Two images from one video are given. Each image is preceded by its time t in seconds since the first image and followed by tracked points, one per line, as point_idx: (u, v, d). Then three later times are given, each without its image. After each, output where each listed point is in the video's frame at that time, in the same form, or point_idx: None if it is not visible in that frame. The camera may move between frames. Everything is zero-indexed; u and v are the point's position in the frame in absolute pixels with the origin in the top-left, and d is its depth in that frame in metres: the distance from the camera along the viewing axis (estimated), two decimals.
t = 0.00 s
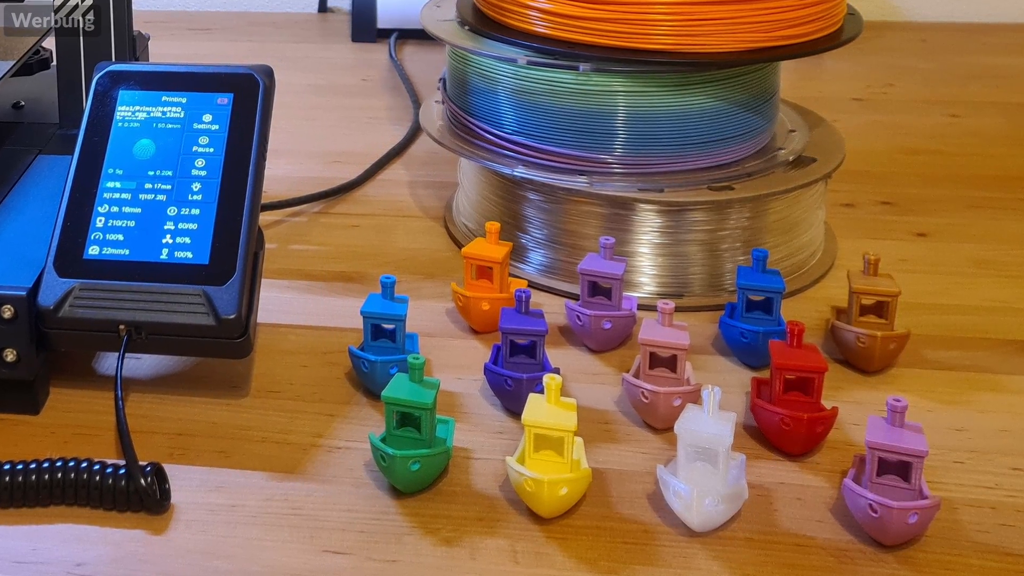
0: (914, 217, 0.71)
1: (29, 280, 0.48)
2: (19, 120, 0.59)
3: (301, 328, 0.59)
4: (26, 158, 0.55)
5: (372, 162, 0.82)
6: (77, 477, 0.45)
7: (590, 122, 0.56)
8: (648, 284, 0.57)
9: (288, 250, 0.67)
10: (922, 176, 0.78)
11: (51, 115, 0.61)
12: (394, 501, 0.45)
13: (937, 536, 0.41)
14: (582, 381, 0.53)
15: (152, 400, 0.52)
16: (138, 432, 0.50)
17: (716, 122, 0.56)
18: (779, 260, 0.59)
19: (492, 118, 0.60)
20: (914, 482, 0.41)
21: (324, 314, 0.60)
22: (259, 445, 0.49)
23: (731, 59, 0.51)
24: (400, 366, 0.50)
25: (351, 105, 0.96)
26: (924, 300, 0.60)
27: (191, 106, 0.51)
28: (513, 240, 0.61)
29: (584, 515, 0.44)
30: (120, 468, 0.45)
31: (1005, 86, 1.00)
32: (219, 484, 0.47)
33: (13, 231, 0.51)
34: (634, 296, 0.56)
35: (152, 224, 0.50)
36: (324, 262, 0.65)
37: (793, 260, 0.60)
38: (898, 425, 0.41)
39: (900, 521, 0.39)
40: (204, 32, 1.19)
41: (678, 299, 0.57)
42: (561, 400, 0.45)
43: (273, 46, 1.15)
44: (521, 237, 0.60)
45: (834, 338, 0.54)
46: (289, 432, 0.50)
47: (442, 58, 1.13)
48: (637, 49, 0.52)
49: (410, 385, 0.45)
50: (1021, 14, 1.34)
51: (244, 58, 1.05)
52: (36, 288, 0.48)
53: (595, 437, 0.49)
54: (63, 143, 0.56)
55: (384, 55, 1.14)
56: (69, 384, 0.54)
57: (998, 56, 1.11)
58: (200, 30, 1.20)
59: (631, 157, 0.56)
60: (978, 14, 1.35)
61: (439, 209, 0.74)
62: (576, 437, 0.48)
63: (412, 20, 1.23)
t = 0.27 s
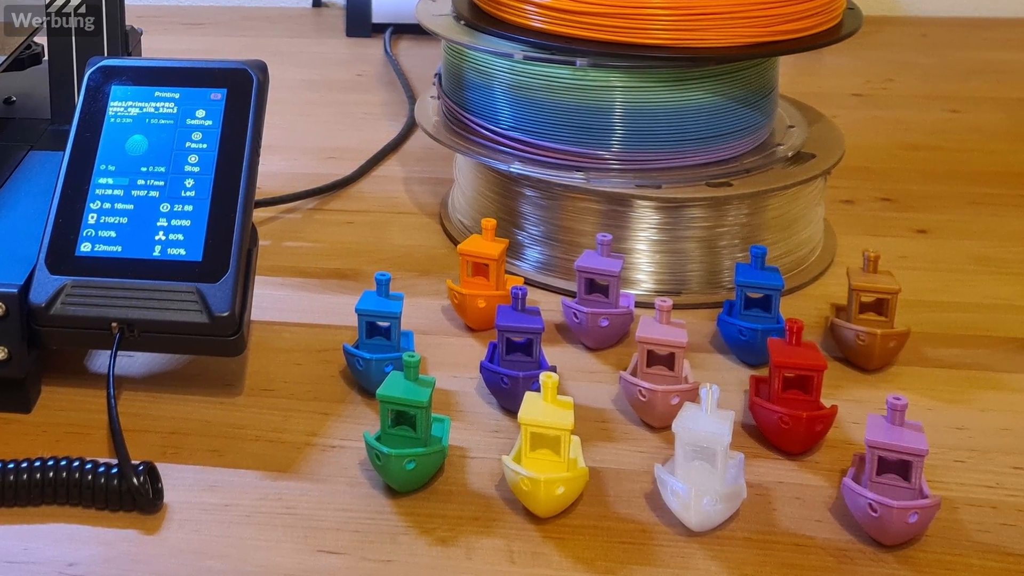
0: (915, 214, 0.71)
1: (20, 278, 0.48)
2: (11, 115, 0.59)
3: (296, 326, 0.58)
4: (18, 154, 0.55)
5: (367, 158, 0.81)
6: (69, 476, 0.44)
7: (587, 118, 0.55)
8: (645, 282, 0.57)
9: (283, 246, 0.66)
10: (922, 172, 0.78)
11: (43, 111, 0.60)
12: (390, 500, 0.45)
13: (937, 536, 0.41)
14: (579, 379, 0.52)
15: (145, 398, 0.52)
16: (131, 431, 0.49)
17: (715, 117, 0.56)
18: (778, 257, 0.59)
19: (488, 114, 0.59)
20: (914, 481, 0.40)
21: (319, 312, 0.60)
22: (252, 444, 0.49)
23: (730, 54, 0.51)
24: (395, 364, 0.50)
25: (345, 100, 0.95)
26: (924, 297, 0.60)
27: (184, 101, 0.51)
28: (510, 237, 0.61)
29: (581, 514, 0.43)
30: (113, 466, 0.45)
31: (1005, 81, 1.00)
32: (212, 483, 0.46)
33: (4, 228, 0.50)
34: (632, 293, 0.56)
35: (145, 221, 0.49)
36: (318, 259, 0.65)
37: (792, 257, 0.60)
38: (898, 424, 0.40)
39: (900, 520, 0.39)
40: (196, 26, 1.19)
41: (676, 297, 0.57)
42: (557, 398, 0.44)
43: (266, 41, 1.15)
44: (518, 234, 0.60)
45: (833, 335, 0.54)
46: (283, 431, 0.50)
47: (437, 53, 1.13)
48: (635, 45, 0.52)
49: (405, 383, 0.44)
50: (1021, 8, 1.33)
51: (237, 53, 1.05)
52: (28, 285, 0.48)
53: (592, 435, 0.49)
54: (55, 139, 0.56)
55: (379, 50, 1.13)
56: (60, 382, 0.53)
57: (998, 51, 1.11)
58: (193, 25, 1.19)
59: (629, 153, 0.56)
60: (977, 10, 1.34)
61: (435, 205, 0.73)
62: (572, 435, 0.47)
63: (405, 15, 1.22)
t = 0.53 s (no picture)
0: (915, 215, 0.71)
1: (22, 278, 0.48)
2: (13, 116, 0.59)
3: (298, 326, 0.58)
4: (20, 155, 0.55)
5: (369, 159, 0.81)
6: (71, 476, 0.44)
7: (588, 119, 0.55)
8: (646, 282, 0.57)
9: (285, 247, 0.66)
10: (922, 173, 0.78)
11: (45, 112, 0.60)
12: (391, 500, 0.45)
13: (938, 536, 0.41)
14: (580, 379, 0.52)
15: (147, 399, 0.52)
16: (133, 431, 0.50)
17: (715, 118, 0.56)
18: (779, 258, 0.59)
19: (489, 114, 0.59)
20: (914, 481, 0.40)
21: (320, 312, 0.60)
22: (254, 445, 0.49)
23: (731, 55, 0.51)
24: (397, 364, 0.50)
25: (346, 101, 0.95)
26: (925, 298, 0.60)
27: (186, 102, 0.51)
28: (511, 238, 0.61)
29: (583, 514, 0.43)
30: (114, 466, 0.45)
31: (1006, 82, 1.00)
32: (213, 483, 0.46)
33: (6, 228, 0.51)
34: (633, 293, 0.56)
35: (147, 222, 0.49)
36: (320, 260, 0.65)
37: (793, 257, 0.60)
38: (899, 424, 0.41)
39: (901, 520, 0.39)
40: (197, 28, 1.19)
41: (677, 297, 0.57)
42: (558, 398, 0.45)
43: (268, 42, 1.15)
44: (519, 234, 0.60)
45: (834, 336, 0.54)
46: (284, 431, 0.50)
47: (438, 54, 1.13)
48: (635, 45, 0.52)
49: (406, 384, 0.44)
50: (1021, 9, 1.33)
51: (239, 53, 1.05)
52: (29, 286, 0.48)
53: (593, 435, 0.49)
54: (57, 139, 0.56)
55: (380, 51, 1.14)
56: (62, 382, 0.53)
57: (999, 52, 1.11)
58: (194, 26, 1.20)
59: (630, 153, 0.56)
60: (977, 11, 1.35)
61: (436, 206, 0.73)
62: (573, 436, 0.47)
63: (407, 16, 1.22)
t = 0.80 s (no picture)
0: (917, 220, 0.71)
1: (38, 283, 0.49)
2: (29, 123, 0.60)
3: (309, 330, 0.59)
4: (36, 162, 0.56)
5: (378, 165, 0.82)
6: (87, 478, 0.45)
7: (595, 126, 0.56)
8: (652, 287, 0.57)
9: (296, 252, 0.67)
10: (924, 178, 0.79)
11: (60, 119, 0.61)
12: (401, 501, 0.46)
13: (939, 537, 0.42)
14: (587, 382, 0.53)
15: (161, 401, 0.53)
16: (147, 433, 0.50)
17: (720, 125, 0.57)
18: (783, 263, 0.60)
19: (498, 122, 0.60)
20: (916, 483, 0.41)
21: (331, 317, 0.61)
22: (266, 446, 0.50)
23: (736, 63, 0.52)
24: (406, 368, 0.51)
25: (357, 109, 0.96)
26: (927, 302, 0.61)
27: (199, 110, 0.52)
28: (518, 243, 0.61)
29: (589, 515, 0.44)
30: (129, 468, 0.46)
31: (1007, 89, 1.01)
32: (226, 484, 0.47)
33: (22, 234, 0.51)
34: (639, 298, 0.57)
35: (160, 227, 0.50)
36: (330, 265, 0.66)
37: (796, 262, 0.61)
38: (900, 426, 0.41)
39: (902, 521, 0.40)
40: (211, 36, 1.20)
41: (682, 301, 0.58)
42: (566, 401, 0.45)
43: (281, 50, 1.16)
44: (526, 239, 0.61)
45: (836, 339, 0.55)
46: (296, 433, 0.51)
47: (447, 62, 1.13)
48: (642, 54, 0.53)
49: (416, 387, 0.45)
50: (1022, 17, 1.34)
51: (251, 62, 1.06)
52: (45, 290, 0.49)
53: (600, 437, 0.49)
54: (72, 146, 0.57)
55: (390, 59, 1.14)
56: (78, 385, 0.54)
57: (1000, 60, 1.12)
58: (207, 34, 1.21)
59: (636, 160, 0.57)
60: (978, 20, 1.36)
61: (445, 211, 0.74)
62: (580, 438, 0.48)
63: (416, 25, 1.23)
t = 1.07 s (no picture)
0: (918, 225, 0.72)
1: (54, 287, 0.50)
2: (45, 131, 0.61)
3: (320, 334, 0.60)
4: (52, 168, 0.57)
5: (389, 172, 0.83)
6: (103, 479, 0.46)
7: (601, 133, 0.57)
8: (657, 292, 0.58)
9: (307, 257, 0.68)
10: (926, 185, 0.80)
11: (75, 126, 0.62)
12: (411, 502, 0.47)
13: (939, 537, 0.43)
14: (593, 385, 0.54)
15: (175, 404, 0.54)
16: (161, 435, 0.51)
17: (725, 132, 0.58)
18: (786, 268, 0.61)
19: (506, 129, 0.61)
20: (917, 484, 0.42)
21: (342, 321, 0.61)
22: (278, 448, 0.51)
23: (740, 72, 0.53)
24: (416, 371, 0.52)
25: (368, 116, 0.97)
26: (928, 307, 0.61)
27: (212, 117, 0.53)
28: (525, 248, 0.62)
29: (596, 516, 0.45)
30: (143, 470, 0.47)
31: (1008, 97, 1.02)
32: (239, 485, 0.48)
33: (39, 240, 0.52)
34: (645, 302, 0.58)
35: (174, 233, 0.51)
36: (341, 270, 0.67)
37: (800, 267, 0.62)
38: (902, 428, 0.42)
39: (904, 522, 0.41)
40: (224, 45, 1.21)
41: (687, 306, 0.59)
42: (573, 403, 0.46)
43: (292, 59, 1.17)
44: (534, 245, 0.61)
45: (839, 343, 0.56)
46: (307, 435, 0.52)
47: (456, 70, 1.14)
48: (648, 62, 0.54)
49: (425, 390, 0.46)
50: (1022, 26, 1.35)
51: (263, 70, 1.07)
52: (61, 295, 0.50)
53: (606, 439, 0.50)
54: (88, 153, 0.58)
55: (400, 67, 1.15)
56: (93, 388, 0.55)
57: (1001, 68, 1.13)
58: (219, 43, 1.22)
59: (642, 167, 0.58)
60: (980, 28, 1.37)
61: (453, 217, 0.75)
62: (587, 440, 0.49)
63: (426, 34, 1.24)
